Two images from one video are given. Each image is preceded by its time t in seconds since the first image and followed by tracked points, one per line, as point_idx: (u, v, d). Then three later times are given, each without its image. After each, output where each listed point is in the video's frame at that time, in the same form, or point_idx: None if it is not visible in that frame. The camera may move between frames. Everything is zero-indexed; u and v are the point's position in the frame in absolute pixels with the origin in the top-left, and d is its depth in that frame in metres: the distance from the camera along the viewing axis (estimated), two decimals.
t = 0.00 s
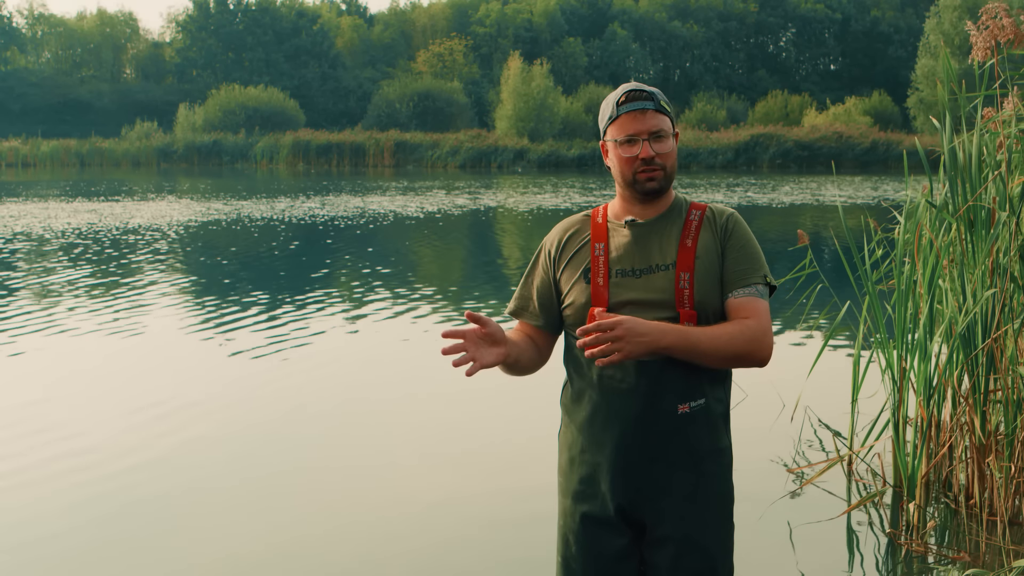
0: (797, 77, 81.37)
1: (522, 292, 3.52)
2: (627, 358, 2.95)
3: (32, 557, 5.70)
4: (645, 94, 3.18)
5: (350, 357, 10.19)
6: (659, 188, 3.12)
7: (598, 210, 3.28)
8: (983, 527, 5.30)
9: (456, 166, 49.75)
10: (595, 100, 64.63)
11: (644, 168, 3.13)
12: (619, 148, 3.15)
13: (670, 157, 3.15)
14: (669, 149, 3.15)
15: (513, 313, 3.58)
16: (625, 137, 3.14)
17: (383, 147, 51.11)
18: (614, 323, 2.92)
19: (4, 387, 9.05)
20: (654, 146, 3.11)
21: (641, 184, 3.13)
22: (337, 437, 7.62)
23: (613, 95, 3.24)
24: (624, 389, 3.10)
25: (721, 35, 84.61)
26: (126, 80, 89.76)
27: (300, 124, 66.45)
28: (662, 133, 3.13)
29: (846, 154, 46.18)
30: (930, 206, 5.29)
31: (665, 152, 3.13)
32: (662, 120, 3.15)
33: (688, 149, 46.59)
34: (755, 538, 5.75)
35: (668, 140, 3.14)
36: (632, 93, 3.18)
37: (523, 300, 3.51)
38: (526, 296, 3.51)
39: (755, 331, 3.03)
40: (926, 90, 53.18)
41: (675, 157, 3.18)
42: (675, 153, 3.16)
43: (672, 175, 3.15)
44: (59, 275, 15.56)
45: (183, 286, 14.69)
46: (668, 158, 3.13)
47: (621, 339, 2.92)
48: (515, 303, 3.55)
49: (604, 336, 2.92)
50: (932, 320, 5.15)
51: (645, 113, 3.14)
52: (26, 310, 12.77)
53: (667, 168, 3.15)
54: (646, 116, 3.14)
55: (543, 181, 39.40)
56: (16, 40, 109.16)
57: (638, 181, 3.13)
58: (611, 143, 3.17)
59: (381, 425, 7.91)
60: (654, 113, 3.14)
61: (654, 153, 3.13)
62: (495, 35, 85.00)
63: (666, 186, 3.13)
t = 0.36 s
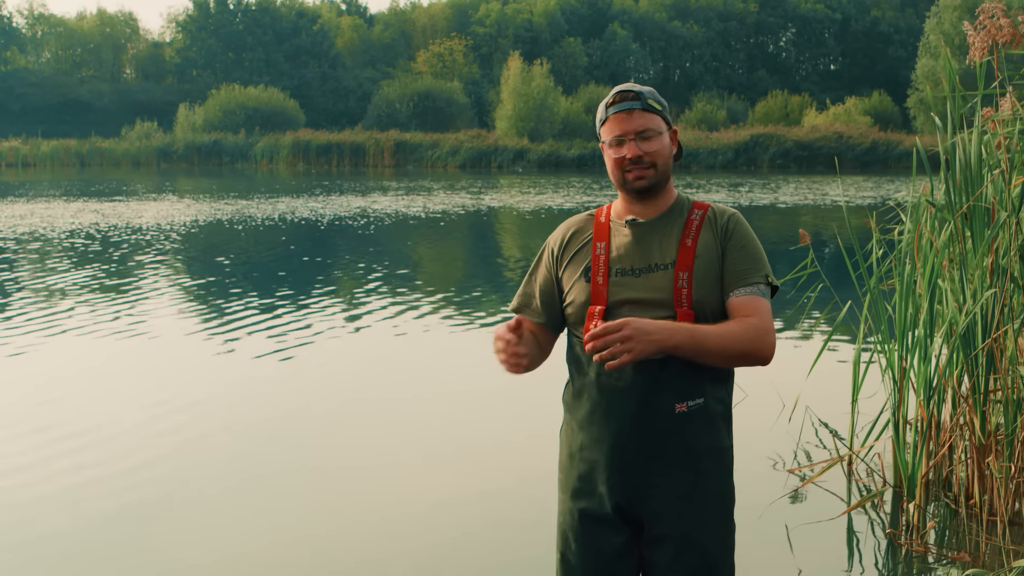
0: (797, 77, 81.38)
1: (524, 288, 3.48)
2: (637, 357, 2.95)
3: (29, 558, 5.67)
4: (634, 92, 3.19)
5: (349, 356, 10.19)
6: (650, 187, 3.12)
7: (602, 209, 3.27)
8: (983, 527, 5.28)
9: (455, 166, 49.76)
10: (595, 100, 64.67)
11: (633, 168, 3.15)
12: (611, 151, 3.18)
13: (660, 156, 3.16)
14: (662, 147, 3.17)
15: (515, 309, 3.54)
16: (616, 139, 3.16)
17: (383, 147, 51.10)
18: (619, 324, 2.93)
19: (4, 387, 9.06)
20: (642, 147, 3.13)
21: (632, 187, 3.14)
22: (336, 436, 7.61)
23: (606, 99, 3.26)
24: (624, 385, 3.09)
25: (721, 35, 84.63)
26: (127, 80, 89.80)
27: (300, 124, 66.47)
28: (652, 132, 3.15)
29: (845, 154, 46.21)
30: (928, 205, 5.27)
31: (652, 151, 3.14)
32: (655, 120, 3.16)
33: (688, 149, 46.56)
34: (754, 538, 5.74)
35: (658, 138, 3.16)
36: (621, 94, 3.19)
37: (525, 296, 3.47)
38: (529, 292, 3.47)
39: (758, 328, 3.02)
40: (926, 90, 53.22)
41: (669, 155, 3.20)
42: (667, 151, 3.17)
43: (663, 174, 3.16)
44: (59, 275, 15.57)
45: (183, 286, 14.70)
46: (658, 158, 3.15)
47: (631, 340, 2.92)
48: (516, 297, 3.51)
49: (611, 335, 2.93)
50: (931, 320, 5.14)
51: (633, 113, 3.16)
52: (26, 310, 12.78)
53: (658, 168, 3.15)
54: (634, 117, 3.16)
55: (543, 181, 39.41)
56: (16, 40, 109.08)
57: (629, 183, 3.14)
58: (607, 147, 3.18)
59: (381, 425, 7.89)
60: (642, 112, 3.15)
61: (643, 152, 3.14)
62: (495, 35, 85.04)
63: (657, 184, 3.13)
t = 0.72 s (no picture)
0: (797, 77, 81.37)
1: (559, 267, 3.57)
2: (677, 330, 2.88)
3: (28, 559, 5.66)
4: (598, 103, 3.18)
5: (348, 357, 10.18)
6: (625, 195, 3.15)
7: (612, 210, 3.32)
8: (983, 527, 5.28)
9: (455, 166, 49.76)
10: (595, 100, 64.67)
11: (605, 175, 3.16)
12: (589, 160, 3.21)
13: (626, 158, 3.13)
14: (634, 145, 3.13)
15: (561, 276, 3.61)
16: (589, 146, 3.18)
17: (383, 147, 51.09)
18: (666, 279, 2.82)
19: (5, 387, 9.07)
20: (608, 154, 3.12)
21: (612, 191, 3.17)
22: (336, 437, 7.60)
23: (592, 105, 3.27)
24: (613, 384, 3.11)
25: (721, 35, 84.65)
26: (127, 81, 89.81)
27: (300, 124, 66.48)
28: (611, 142, 3.12)
29: (846, 154, 46.23)
30: (928, 205, 5.26)
31: (616, 157, 3.13)
32: (627, 125, 3.13)
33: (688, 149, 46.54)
34: (754, 537, 5.74)
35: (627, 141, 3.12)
36: (592, 108, 3.20)
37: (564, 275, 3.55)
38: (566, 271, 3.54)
39: (757, 327, 2.98)
40: (926, 90, 53.25)
41: (645, 154, 3.15)
42: (635, 149, 3.13)
43: (634, 179, 3.14)
44: (59, 275, 15.58)
45: (182, 286, 14.70)
46: (622, 163, 3.13)
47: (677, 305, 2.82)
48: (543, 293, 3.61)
49: (670, 278, 2.79)
50: (930, 320, 5.15)
51: (600, 123, 3.14)
52: (26, 310, 12.79)
53: (626, 172, 3.14)
54: (600, 126, 3.15)
55: (544, 181, 39.41)
56: (16, 40, 108.96)
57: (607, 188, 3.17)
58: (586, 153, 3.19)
59: (379, 425, 7.88)
60: (605, 122, 3.14)
61: (609, 160, 3.14)
62: (495, 35, 85.04)
63: (632, 190, 3.14)
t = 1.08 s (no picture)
0: (797, 77, 81.38)
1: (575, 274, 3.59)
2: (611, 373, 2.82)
3: (28, 558, 5.65)
4: (596, 105, 3.18)
5: (350, 357, 10.17)
6: (620, 194, 3.16)
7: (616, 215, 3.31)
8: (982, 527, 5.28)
9: (455, 166, 49.73)
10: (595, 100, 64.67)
11: (602, 174, 3.17)
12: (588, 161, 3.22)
13: (621, 159, 3.13)
14: (630, 146, 3.13)
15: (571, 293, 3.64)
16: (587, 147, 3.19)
17: (383, 147, 51.06)
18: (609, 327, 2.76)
19: (5, 387, 9.05)
20: (603, 156, 3.13)
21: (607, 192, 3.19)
22: (336, 437, 7.59)
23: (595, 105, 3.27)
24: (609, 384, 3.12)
25: (722, 35, 84.66)
26: (127, 80, 89.75)
27: (300, 124, 66.47)
28: (608, 143, 3.12)
29: (846, 154, 46.29)
30: (928, 206, 5.25)
31: (612, 157, 3.13)
32: (620, 128, 3.13)
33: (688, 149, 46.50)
34: (754, 537, 5.74)
35: (623, 142, 3.13)
36: (592, 108, 3.20)
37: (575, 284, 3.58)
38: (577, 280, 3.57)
39: (717, 341, 2.93)
40: (927, 90, 53.27)
41: (642, 155, 3.15)
42: (632, 150, 3.13)
43: (630, 179, 3.14)
44: (59, 275, 15.58)
45: (183, 286, 14.68)
46: (618, 163, 3.13)
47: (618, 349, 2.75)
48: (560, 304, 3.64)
49: (608, 333, 2.73)
50: (930, 320, 5.15)
51: (599, 124, 3.15)
52: (26, 310, 12.79)
53: (622, 174, 3.14)
54: (599, 127, 3.15)
55: (544, 181, 39.39)
56: (16, 40, 108.77)
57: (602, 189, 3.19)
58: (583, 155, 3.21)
59: (380, 425, 7.88)
60: (602, 123, 3.14)
61: (605, 162, 3.14)
62: (495, 35, 85.04)
63: (627, 189, 3.15)
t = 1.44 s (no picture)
0: (797, 77, 81.37)
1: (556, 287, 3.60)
2: (578, 372, 2.91)
3: (29, 559, 5.66)
4: (623, 93, 3.20)
5: (351, 357, 10.19)
6: (641, 182, 3.16)
7: (612, 213, 3.33)
8: (983, 527, 5.29)
9: (455, 166, 49.75)
10: (595, 100, 64.70)
11: (624, 164, 3.17)
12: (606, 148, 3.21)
13: (651, 152, 3.16)
14: (655, 140, 3.17)
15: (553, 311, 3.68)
16: (609, 134, 3.18)
17: (383, 147, 51.08)
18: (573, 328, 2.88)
19: (6, 388, 9.07)
20: (632, 143, 3.14)
21: (624, 182, 3.18)
22: (338, 438, 7.61)
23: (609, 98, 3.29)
24: (610, 385, 3.13)
25: (722, 35, 84.65)
26: (127, 80, 89.75)
27: (300, 124, 66.51)
28: (639, 130, 3.15)
29: (846, 154, 46.34)
30: (928, 207, 5.26)
31: (643, 147, 3.15)
32: (643, 118, 3.16)
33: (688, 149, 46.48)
34: (753, 538, 5.75)
35: (649, 134, 3.16)
36: (616, 94, 3.21)
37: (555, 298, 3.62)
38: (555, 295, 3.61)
39: (711, 338, 2.94)
40: (927, 90, 53.31)
41: (663, 152, 3.19)
42: (657, 147, 3.17)
43: (655, 172, 3.17)
44: (60, 275, 15.59)
45: (184, 287, 14.70)
46: (647, 154, 3.16)
47: (574, 345, 2.86)
48: (549, 306, 3.66)
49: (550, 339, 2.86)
50: (930, 319, 5.16)
51: (623, 112, 3.17)
52: (27, 310, 12.81)
53: (650, 163, 3.16)
54: (624, 115, 3.17)
55: (544, 181, 39.40)
56: (16, 40, 108.65)
57: (621, 177, 3.19)
58: (599, 143, 3.23)
59: (381, 425, 7.90)
60: (632, 111, 3.16)
61: (633, 149, 3.16)
62: (495, 35, 84.99)
63: (650, 180, 3.16)
